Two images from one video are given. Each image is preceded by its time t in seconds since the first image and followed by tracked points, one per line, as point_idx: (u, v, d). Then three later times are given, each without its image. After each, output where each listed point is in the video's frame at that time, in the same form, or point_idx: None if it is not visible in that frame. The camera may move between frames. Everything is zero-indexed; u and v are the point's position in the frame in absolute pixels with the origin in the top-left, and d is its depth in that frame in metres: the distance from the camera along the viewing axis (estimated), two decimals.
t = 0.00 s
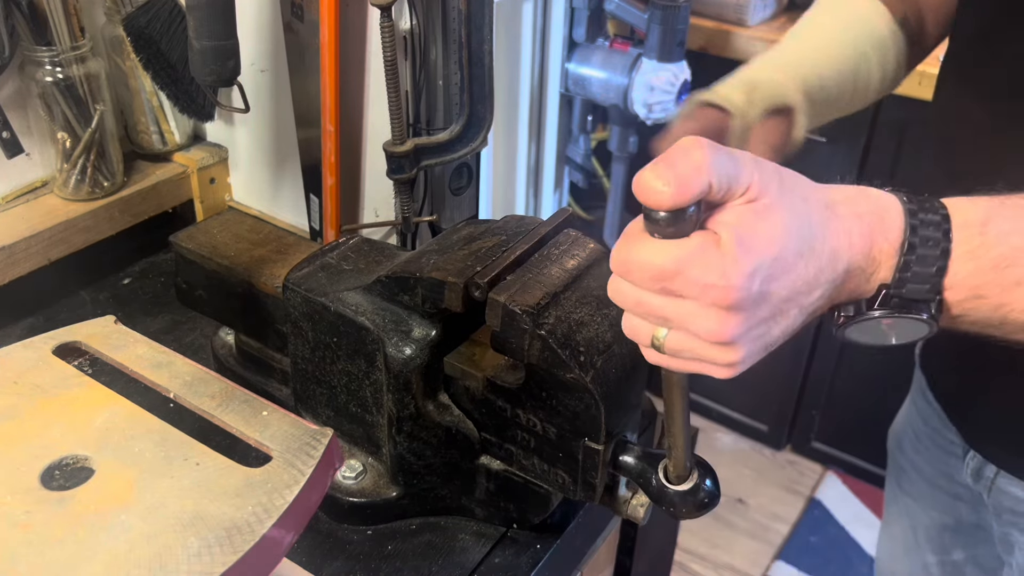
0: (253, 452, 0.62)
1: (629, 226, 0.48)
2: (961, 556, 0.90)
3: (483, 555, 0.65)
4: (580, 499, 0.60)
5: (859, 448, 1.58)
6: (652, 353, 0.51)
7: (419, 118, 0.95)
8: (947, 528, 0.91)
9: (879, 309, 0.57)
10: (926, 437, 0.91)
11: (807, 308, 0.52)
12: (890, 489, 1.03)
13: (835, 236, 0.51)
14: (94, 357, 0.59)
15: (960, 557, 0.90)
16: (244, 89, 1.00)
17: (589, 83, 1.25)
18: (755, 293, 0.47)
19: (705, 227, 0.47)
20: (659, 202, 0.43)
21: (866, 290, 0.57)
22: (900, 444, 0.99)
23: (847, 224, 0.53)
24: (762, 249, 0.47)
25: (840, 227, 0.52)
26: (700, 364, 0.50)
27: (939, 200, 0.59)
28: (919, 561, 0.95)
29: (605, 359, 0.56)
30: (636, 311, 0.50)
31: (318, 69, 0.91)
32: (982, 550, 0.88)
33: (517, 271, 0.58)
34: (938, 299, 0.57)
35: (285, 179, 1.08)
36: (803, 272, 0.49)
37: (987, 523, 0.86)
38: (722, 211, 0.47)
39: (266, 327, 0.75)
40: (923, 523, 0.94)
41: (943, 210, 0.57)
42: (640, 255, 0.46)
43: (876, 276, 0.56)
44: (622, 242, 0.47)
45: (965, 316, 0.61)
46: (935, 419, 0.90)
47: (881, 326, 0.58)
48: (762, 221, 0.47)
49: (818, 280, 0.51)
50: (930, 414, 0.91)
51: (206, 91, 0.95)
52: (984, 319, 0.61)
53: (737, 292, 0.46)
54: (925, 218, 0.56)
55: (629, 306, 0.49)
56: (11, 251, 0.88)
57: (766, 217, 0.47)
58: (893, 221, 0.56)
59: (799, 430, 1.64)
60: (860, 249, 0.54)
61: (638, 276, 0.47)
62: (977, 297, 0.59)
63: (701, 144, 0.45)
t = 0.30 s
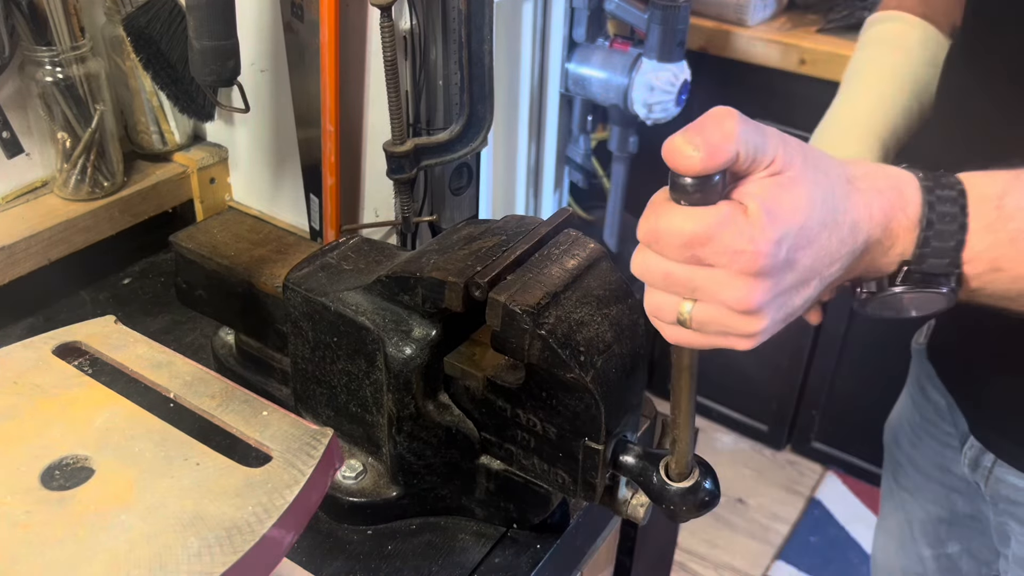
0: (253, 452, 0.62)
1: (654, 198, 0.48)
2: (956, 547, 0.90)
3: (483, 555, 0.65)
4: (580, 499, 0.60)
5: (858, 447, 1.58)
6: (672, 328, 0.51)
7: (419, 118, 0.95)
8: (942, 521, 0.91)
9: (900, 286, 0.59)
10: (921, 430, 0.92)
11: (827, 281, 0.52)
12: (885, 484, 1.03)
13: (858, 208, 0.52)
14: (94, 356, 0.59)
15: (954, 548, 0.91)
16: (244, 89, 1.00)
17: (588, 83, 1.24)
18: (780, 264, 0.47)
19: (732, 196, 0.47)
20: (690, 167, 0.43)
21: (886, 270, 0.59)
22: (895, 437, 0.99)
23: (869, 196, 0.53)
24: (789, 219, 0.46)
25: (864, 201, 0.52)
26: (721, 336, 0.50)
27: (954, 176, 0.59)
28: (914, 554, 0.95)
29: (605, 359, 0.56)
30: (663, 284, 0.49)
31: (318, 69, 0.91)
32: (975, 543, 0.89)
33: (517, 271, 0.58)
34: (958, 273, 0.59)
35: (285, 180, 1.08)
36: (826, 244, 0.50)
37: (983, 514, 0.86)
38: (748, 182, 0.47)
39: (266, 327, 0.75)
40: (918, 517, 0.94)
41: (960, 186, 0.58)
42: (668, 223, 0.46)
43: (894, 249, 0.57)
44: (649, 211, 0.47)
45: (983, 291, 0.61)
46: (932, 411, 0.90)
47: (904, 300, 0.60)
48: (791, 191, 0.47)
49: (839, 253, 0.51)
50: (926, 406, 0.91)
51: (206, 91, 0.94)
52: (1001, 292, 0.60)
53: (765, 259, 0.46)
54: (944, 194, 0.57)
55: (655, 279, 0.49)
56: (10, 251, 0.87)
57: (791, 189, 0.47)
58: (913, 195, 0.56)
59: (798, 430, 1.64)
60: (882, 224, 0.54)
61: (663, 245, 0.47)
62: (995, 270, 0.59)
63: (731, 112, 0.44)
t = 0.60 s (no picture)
0: (253, 451, 0.62)
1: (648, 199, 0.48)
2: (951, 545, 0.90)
3: (482, 555, 0.65)
4: (580, 500, 0.61)
5: (858, 448, 1.58)
6: (666, 328, 0.51)
7: (419, 118, 0.95)
8: (937, 518, 0.91)
9: (888, 281, 0.59)
10: (912, 427, 0.92)
11: (819, 279, 0.53)
12: (878, 482, 1.03)
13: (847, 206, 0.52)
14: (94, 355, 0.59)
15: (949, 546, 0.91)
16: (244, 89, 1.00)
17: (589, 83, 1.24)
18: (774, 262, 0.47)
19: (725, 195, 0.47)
20: (684, 168, 0.43)
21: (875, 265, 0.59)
22: (887, 436, 0.99)
23: (858, 193, 0.54)
24: (782, 217, 0.47)
25: (852, 198, 0.53)
26: (715, 335, 0.50)
27: (941, 174, 0.61)
28: (909, 551, 0.95)
29: (605, 359, 0.56)
30: (657, 284, 0.50)
31: (318, 69, 0.91)
32: (971, 540, 0.88)
33: (517, 271, 0.58)
34: (945, 269, 0.60)
35: (285, 180, 1.08)
36: (818, 241, 0.50)
37: (977, 510, 0.86)
38: (740, 181, 0.47)
39: (266, 327, 0.75)
40: (912, 514, 0.94)
41: (947, 183, 0.59)
42: (662, 222, 0.46)
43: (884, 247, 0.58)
44: (643, 211, 0.48)
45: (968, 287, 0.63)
46: (923, 409, 0.90)
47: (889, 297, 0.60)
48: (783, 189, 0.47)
49: (830, 250, 0.52)
50: (917, 405, 0.91)
51: (206, 91, 0.94)
52: (988, 288, 0.62)
53: (758, 257, 0.46)
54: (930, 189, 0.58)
55: (650, 279, 0.49)
56: (10, 251, 0.88)
57: (784, 186, 0.47)
58: (902, 190, 0.57)
59: (799, 431, 1.64)
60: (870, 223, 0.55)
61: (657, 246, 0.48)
62: (981, 266, 0.60)
63: (723, 109, 0.44)
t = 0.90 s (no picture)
0: (253, 452, 0.62)
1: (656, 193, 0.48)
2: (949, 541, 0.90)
3: (482, 555, 0.65)
4: (581, 500, 0.61)
5: (858, 448, 1.58)
6: (672, 321, 0.50)
7: (419, 118, 0.95)
8: (933, 514, 0.91)
9: (880, 276, 0.59)
10: (907, 424, 0.93)
11: (823, 274, 0.53)
12: (875, 480, 1.03)
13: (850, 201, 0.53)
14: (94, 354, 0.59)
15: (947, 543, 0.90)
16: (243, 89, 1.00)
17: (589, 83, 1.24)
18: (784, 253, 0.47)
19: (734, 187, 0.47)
20: (695, 156, 0.43)
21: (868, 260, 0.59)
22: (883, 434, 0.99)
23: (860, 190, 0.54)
24: (792, 209, 0.47)
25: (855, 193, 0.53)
26: (722, 330, 0.49)
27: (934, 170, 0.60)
28: (905, 548, 0.96)
29: (605, 359, 0.56)
30: (665, 277, 0.49)
31: (318, 69, 0.91)
32: (967, 535, 0.88)
33: (517, 271, 0.58)
34: (936, 266, 0.59)
35: (285, 180, 1.08)
36: (823, 236, 0.50)
37: (973, 506, 0.86)
38: (749, 174, 0.47)
39: (266, 327, 0.75)
40: (909, 511, 0.94)
41: (939, 179, 0.58)
42: (673, 214, 0.46)
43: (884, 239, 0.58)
44: (653, 202, 0.48)
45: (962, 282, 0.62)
46: (920, 407, 0.90)
47: (883, 292, 0.60)
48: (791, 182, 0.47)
49: (835, 245, 0.52)
50: (913, 403, 0.92)
51: (206, 92, 0.94)
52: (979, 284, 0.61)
53: (768, 249, 0.46)
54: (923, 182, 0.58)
55: (658, 271, 0.49)
56: (10, 251, 0.88)
57: (792, 180, 0.47)
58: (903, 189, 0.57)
59: (799, 430, 1.64)
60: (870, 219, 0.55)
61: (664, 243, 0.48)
62: (972, 262, 0.60)
63: (734, 101, 0.45)
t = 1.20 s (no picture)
0: (253, 452, 0.62)
1: (648, 229, 0.47)
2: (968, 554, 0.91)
3: (482, 555, 0.66)
4: (580, 500, 0.61)
5: (858, 448, 1.58)
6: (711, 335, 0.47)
7: (419, 118, 0.95)
8: (951, 529, 0.92)
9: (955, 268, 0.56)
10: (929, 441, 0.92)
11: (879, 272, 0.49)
12: (886, 491, 1.03)
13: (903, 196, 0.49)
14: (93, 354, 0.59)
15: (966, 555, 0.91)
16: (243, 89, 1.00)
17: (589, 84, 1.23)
18: (805, 249, 0.45)
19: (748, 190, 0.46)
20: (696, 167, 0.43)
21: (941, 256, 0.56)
22: (895, 447, 1.00)
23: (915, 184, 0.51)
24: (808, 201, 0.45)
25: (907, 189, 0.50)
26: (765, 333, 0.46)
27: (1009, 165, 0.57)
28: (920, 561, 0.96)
29: (605, 359, 0.56)
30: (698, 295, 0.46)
31: (318, 69, 0.91)
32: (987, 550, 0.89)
33: (517, 271, 0.58)
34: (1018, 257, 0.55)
35: (285, 180, 1.08)
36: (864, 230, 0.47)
37: (998, 523, 0.87)
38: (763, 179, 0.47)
39: (266, 327, 0.75)
40: (925, 525, 0.95)
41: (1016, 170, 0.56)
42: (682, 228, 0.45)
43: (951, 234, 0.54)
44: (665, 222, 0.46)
45: None
46: (939, 425, 0.90)
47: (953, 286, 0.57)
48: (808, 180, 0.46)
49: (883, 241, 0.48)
50: (930, 420, 0.92)
51: (206, 91, 0.94)
52: None
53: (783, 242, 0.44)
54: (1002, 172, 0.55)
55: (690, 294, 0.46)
56: (11, 251, 0.88)
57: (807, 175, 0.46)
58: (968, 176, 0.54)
59: (799, 430, 1.64)
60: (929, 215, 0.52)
61: (671, 266, 0.46)
62: None
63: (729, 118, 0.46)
